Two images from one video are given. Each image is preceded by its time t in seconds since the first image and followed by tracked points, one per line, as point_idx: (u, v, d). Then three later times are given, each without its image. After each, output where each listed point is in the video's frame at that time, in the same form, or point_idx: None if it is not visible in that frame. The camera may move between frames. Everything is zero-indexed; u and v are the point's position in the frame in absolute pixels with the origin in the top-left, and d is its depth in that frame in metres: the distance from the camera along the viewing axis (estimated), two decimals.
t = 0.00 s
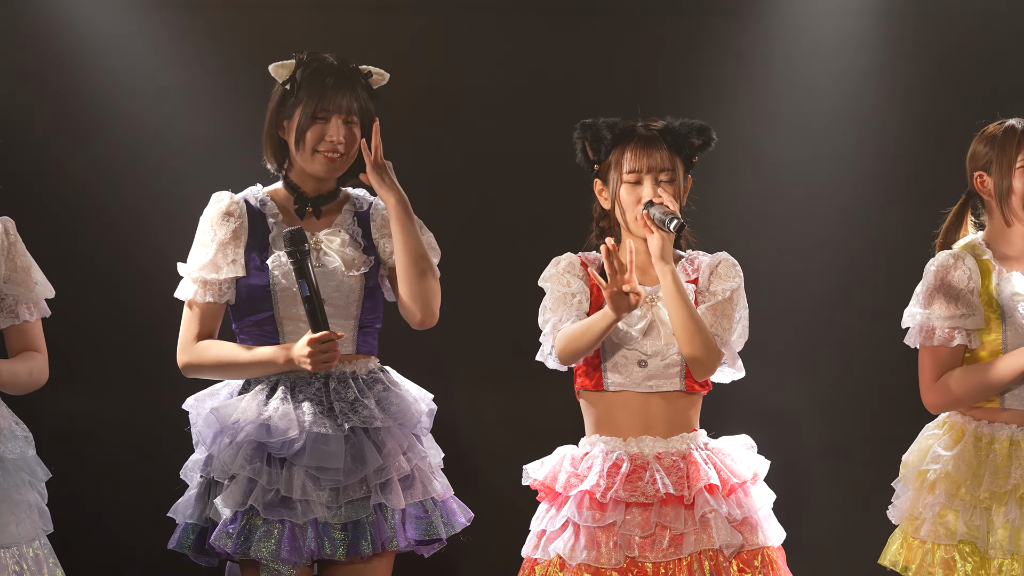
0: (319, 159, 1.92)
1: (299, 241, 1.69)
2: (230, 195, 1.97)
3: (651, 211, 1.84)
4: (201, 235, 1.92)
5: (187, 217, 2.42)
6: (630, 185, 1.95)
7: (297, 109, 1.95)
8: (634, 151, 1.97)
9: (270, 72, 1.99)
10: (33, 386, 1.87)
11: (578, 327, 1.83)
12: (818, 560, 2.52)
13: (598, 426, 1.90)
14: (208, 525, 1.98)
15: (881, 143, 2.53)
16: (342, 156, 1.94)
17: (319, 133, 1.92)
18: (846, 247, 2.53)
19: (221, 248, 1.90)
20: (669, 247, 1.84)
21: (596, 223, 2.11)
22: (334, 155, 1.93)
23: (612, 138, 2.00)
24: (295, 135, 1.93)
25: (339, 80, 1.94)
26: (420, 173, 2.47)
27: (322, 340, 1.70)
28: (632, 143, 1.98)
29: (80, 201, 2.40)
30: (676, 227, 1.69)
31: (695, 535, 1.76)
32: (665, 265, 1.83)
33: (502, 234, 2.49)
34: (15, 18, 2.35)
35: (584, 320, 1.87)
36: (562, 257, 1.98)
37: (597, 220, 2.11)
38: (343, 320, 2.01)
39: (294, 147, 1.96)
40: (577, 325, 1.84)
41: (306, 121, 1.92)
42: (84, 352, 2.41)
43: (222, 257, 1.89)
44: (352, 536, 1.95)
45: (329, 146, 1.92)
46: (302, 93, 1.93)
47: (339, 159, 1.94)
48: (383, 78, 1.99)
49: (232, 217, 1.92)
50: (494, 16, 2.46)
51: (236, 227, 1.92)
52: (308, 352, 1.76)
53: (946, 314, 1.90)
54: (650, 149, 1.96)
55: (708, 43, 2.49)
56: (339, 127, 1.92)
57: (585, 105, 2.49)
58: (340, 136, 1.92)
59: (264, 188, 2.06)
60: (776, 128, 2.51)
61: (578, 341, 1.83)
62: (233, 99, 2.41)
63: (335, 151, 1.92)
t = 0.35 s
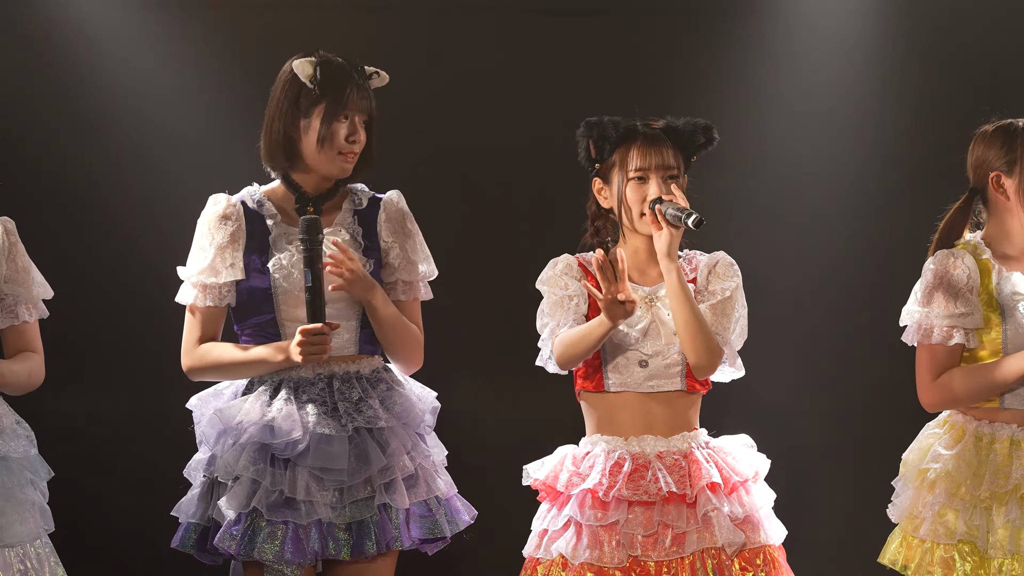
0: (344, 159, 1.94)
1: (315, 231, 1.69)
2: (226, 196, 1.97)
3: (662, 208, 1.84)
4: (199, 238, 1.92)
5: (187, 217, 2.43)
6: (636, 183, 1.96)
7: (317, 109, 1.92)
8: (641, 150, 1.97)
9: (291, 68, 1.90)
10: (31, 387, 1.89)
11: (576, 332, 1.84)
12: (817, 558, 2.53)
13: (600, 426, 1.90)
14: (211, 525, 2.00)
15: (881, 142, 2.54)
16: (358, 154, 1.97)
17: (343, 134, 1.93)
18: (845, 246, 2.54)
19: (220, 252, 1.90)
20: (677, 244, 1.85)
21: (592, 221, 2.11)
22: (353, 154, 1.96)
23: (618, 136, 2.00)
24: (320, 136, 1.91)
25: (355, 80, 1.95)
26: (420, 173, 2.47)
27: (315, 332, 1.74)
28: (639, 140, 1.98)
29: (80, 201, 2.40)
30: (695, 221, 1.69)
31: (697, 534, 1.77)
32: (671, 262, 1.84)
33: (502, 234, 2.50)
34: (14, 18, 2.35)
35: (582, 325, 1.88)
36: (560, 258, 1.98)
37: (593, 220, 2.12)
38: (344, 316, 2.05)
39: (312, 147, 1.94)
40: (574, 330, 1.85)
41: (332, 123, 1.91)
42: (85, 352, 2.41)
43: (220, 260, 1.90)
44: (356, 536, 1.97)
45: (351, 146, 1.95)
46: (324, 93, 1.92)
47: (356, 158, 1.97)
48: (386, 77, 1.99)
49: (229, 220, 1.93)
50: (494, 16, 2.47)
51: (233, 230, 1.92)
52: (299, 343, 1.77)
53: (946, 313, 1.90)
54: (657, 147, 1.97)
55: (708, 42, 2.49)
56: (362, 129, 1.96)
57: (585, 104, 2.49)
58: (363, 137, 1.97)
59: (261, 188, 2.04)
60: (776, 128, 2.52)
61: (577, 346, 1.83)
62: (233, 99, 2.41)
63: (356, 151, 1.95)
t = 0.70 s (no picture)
0: (346, 161, 1.94)
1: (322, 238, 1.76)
2: (227, 195, 1.97)
3: (666, 207, 1.85)
4: (201, 237, 1.93)
5: (187, 217, 2.42)
6: (636, 182, 1.96)
7: (317, 111, 1.93)
8: (640, 149, 1.98)
9: (294, 69, 1.90)
10: (33, 386, 1.89)
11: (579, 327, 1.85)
12: (816, 556, 2.54)
13: (599, 426, 1.91)
14: (210, 523, 2.01)
15: (880, 141, 2.55)
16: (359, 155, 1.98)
17: (345, 136, 1.93)
18: (845, 245, 2.55)
19: (222, 250, 1.91)
20: (679, 242, 1.85)
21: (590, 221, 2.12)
22: (355, 155, 1.96)
23: (618, 135, 2.01)
24: (321, 138, 1.92)
25: (356, 81, 1.95)
26: (420, 172, 2.47)
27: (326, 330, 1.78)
28: (639, 140, 1.99)
29: (80, 201, 2.40)
30: (703, 220, 1.69)
31: (699, 533, 1.78)
32: (674, 261, 1.85)
33: (502, 233, 2.50)
34: (13, 17, 2.34)
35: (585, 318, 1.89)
36: (558, 258, 1.99)
37: (591, 219, 2.13)
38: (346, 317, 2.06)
39: (314, 149, 1.94)
40: (576, 323, 1.86)
41: (333, 125, 1.91)
42: (86, 352, 2.41)
43: (222, 258, 1.91)
44: (356, 535, 1.98)
45: (352, 147, 1.95)
46: (325, 96, 1.92)
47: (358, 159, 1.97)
48: (385, 75, 1.99)
49: (231, 219, 1.93)
50: (495, 15, 2.47)
51: (235, 228, 1.93)
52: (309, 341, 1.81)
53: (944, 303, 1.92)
54: (655, 146, 1.97)
55: (709, 41, 2.49)
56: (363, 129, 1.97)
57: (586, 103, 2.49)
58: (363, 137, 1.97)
59: (260, 186, 2.04)
60: (776, 127, 2.52)
61: (578, 342, 1.84)
62: (234, 99, 2.41)
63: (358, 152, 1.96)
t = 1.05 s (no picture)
0: (346, 162, 1.94)
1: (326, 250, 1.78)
2: (227, 194, 1.97)
3: (662, 208, 1.86)
4: (200, 236, 1.93)
5: (186, 217, 2.42)
6: (634, 183, 1.96)
7: (316, 112, 1.92)
8: (638, 150, 1.98)
9: (290, 73, 1.89)
10: (33, 387, 1.89)
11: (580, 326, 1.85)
12: (816, 556, 2.54)
13: (598, 426, 1.91)
14: (207, 523, 2.01)
15: (879, 141, 2.54)
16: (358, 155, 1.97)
17: (343, 137, 1.93)
18: (845, 246, 2.55)
19: (221, 249, 1.91)
20: (677, 243, 1.85)
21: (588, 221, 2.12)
22: (354, 156, 1.96)
23: (617, 135, 2.01)
24: (319, 139, 1.91)
25: (353, 81, 1.94)
26: (420, 172, 2.47)
27: (336, 336, 1.82)
28: (637, 141, 1.99)
29: (80, 200, 2.40)
30: (700, 220, 1.69)
31: (698, 533, 1.77)
32: (671, 261, 1.85)
33: (502, 233, 2.49)
34: (12, 17, 2.34)
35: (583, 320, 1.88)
36: (558, 259, 1.98)
37: (591, 219, 2.13)
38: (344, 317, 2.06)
39: (312, 150, 1.94)
40: (577, 325, 1.86)
41: (332, 126, 1.91)
42: (85, 352, 2.40)
43: (222, 258, 1.90)
44: (354, 536, 1.98)
45: (351, 148, 1.95)
46: (323, 97, 1.91)
47: (357, 159, 1.97)
48: (383, 74, 1.99)
49: (230, 218, 1.93)
50: (494, 15, 2.46)
51: (235, 228, 1.92)
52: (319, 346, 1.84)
53: (926, 305, 1.99)
54: (654, 147, 1.97)
55: (709, 41, 2.49)
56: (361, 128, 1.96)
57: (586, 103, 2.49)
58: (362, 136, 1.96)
59: (261, 186, 2.04)
60: (776, 127, 2.52)
61: (578, 342, 1.84)
62: (234, 99, 2.41)
63: (357, 153, 1.95)
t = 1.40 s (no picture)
0: (346, 162, 1.94)
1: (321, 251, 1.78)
2: (226, 194, 1.97)
3: (659, 208, 1.86)
4: (198, 236, 1.93)
5: (186, 217, 2.43)
6: (632, 183, 1.96)
7: (315, 113, 1.92)
8: (637, 150, 1.98)
9: (289, 75, 1.90)
10: (32, 387, 1.89)
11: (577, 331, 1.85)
12: (816, 556, 2.53)
13: (597, 427, 1.90)
14: (206, 522, 2.01)
15: (878, 141, 2.54)
16: (358, 156, 1.98)
17: (343, 138, 1.93)
18: (845, 246, 2.54)
19: (219, 250, 1.91)
20: (673, 244, 1.86)
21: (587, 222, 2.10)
22: (354, 157, 1.96)
23: (615, 136, 2.01)
24: (319, 140, 1.91)
25: (353, 82, 1.95)
26: (419, 172, 2.47)
27: (333, 336, 1.82)
28: (636, 141, 1.99)
29: (79, 200, 2.40)
30: (693, 221, 1.71)
31: (696, 533, 1.77)
32: (668, 262, 1.85)
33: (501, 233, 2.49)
34: (12, 18, 2.34)
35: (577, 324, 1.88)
36: (557, 261, 1.98)
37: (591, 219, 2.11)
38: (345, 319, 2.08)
39: (312, 150, 1.94)
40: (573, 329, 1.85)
41: (331, 127, 1.91)
42: (85, 352, 2.41)
43: (220, 258, 1.91)
44: (352, 536, 1.98)
45: (351, 149, 1.95)
46: (323, 97, 1.91)
47: (357, 160, 1.97)
48: (382, 74, 1.99)
49: (228, 219, 1.93)
50: (493, 15, 2.46)
51: (233, 229, 1.93)
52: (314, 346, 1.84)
53: (922, 306, 1.99)
54: (653, 148, 1.97)
55: (708, 42, 2.49)
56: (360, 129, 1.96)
57: (585, 104, 2.49)
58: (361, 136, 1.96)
59: (260, 186, 2.04)
60: (775, 127, 2.52)
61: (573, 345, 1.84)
62: (234, 100, 2.41)
63: (357, 153, 1.96)
